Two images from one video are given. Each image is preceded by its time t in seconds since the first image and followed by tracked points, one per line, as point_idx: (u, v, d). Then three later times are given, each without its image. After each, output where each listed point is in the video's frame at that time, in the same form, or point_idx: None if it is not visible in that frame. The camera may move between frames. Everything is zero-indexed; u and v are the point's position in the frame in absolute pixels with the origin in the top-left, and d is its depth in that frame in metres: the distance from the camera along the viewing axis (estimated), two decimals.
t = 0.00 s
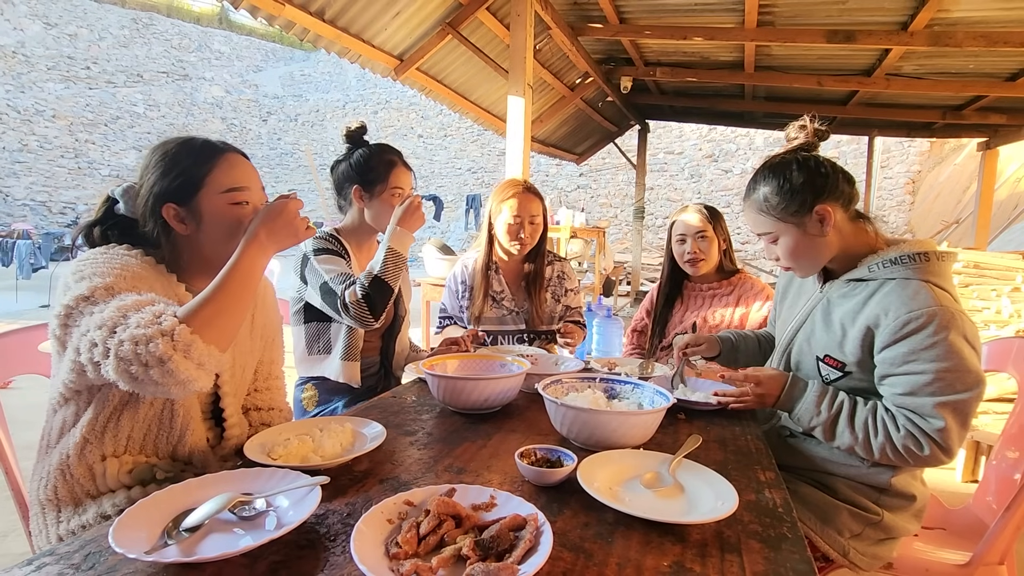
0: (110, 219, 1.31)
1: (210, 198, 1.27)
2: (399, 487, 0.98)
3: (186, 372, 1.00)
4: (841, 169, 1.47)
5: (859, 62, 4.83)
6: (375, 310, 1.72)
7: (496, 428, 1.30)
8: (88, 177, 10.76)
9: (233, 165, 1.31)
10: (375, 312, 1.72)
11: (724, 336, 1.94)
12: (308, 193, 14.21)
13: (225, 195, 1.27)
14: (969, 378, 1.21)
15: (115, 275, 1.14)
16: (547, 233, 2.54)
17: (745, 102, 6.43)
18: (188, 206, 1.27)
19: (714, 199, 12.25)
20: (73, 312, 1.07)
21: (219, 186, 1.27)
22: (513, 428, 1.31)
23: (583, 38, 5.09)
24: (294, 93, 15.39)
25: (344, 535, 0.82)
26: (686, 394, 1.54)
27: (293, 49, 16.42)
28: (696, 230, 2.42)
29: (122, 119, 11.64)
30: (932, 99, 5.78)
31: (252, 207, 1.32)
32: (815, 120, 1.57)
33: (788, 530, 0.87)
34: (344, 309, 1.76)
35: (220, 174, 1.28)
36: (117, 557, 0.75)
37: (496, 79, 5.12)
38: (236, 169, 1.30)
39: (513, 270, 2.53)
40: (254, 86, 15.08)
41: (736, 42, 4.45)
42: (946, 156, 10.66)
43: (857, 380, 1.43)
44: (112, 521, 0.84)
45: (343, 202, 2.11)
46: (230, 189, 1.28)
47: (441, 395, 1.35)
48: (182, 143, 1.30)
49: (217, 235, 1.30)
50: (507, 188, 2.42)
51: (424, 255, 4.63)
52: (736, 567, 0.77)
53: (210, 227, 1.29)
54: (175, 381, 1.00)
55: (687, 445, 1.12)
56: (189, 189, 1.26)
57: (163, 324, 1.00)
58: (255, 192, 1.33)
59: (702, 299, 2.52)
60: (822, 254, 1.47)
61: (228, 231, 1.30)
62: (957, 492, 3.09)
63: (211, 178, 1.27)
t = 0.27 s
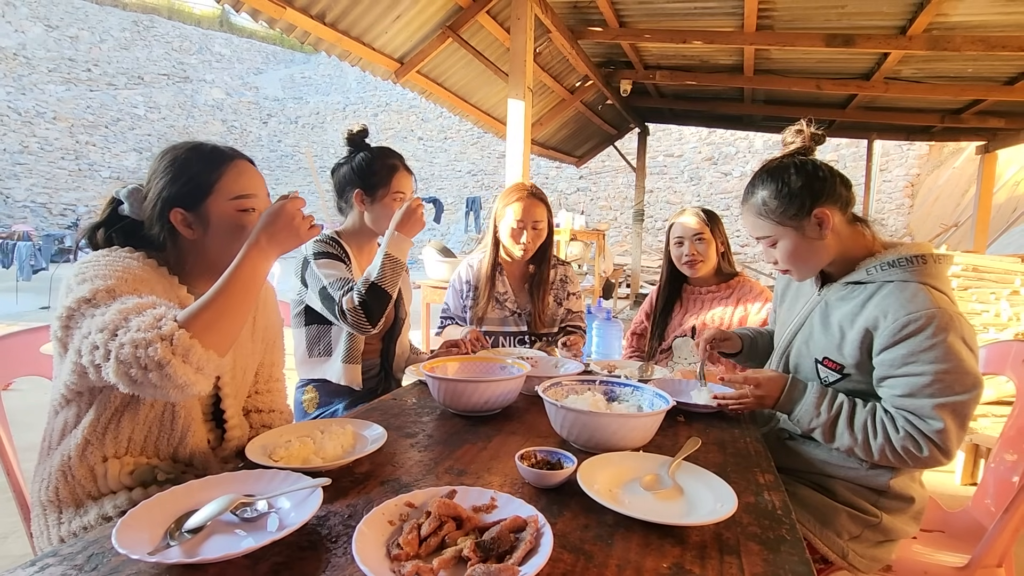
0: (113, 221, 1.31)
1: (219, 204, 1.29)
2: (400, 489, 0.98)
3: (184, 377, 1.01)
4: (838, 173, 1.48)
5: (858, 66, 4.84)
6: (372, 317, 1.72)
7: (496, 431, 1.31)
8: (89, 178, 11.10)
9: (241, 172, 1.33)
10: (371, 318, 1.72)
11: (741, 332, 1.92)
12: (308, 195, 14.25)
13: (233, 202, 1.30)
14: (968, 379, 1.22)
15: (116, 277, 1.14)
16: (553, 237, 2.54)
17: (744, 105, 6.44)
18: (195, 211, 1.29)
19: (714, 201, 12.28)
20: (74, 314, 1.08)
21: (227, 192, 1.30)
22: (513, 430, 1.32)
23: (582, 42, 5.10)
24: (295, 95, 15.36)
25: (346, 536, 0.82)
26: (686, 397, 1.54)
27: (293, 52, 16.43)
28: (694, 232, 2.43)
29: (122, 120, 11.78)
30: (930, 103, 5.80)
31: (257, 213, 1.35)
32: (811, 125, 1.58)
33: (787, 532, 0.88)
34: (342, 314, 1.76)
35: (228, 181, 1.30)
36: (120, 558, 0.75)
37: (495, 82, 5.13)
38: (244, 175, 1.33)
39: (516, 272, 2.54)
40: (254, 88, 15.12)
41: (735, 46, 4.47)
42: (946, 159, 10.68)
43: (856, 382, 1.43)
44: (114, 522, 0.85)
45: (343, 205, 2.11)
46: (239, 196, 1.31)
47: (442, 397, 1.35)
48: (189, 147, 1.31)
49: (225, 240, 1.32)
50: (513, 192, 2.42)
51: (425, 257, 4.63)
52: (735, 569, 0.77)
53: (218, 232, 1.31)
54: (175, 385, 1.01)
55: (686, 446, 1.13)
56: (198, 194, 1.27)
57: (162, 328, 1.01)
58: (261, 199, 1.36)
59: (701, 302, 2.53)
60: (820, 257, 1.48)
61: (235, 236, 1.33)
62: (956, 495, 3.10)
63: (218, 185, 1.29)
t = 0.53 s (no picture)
0: (115, 222, 1.32)
1: (222, 209, 1.29)
2: (399, 491, 0.98)
3: (182, 386, 1.01)
4: (834, 177, 1.49)
5: (855, 70, 4.86)
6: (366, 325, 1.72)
7: (495, 433, 1.31)
8: (89, 180, 11.14)
9: (245, 176, 1.33)
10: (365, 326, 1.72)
11: (736, 347, 1.93)
12: (308, 197, 14.27)
13: (236, 206, 1.31)
14: (964, 383, 1.22)
15: (116, 281, 1.15)
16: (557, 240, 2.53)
17: (743, 109, 6.45)
18: (198, 214, 1.29)
19: (713, 204, 12.30)
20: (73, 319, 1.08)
21: (231, 197, 1.30)
22: (512, 432, 1.32)
23: (581, 45, 5.11)
24: (295, 97, 15.31)
25: (345, 539, 0.82)
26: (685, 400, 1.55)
27: (293, 54, 16.48)
28: (686, 238, 2.44)
29: (122, 122, 11.81)
30: (928, 106, 5.82)
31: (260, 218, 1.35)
32: (807, 129, 1.59)
33: (785, 534, 0.88)
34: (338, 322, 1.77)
35: (232, 186, 1.30)
36: (119, 560, 0.75)
37: (495, 85, 5.14)
38: (247, 180, 1.33)
39: (519, 273, 2.53)
40: (254, 90, 15.14)
41: (734, 50, 4.48)
42: (944, 162, 10.71)
43: (853, 386, 1.44)
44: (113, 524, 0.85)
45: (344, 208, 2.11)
46: (242, 201, 1.31)
47: (441, 399, 1.35)
48: (193, 151, 1.31)
49: (227, 244, 1.33)
50: (518, 192, 2.42)
51: (424, 259, 4.64)
52: (733, 571, 0.77)
53: (220, 236, 1.31)
54: (173, 394, 1.01)
55: (685, 449, 1.13)
56: (202, 198, 1.28)
57: (161, 337, 1.01)
58: (263, 203, 1.37)
59: (698, 305, 2.53)
60: (816, 261, 1.48)
61: (237, 240, 1.33)
62: (954, 498, 3.10)
63: (222, 189, 1.29)
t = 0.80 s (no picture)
0: (116, 221, 1.31)
1: (223, 208, 1.29)
2: (399, 492, 0.98)
3: (182, 389, 1.00)
4: (832, 179, 1.49)
5: (855, 72, 4.87)
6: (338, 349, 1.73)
7: (495, 434, 1.30)
8: (88, 179, 11.12)
9: (247, 176, 1.33)
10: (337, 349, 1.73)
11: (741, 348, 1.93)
12: (307, 197, 14.27)
13: (239, 205, 1.30)
14: (963, 383, 1.22)
15: (116, 282, 1.14)
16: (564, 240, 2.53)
17: (743, 110, 6.45)
18: (200, 213, 1.29)
19: (712, 205, 12.31)
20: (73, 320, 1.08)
21: (233, 197, 1.30)
22: (512, 433, 1.32)
23: (581, 45, 5.11)
24: (294, 98, 15.26)
25: (344, 540, 0.82)
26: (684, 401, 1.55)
27: (293, 54, 16.22)
28: (677, 243, 2.44)
29: (121, 122, 11.79)
30: (928, 108, 5.82)
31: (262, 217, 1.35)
32: (805, 131, 1.59)
33: (785, 536, 0.88)
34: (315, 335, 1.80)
35: (234, 186, 1.30)
36: (118, 561, 0.75)
37: (495, 85, 5.13)
38: (249, 180, 1.33)
39: (524, 273, 2.53)
40: (254, 90, 15.13)
41: (734, 51, 4.48)
42: (943, 164, 10.72)
43: (852, 386, 1.44)
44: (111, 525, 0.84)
45: (347, 207, 2.11)
46: (244, 200, 1.31)
47: (440, 400, 1.35)
48: (196, 150, 1.31)
49: (228, 244, 1.32)
50: (525, 189, 2.43)
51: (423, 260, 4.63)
52: (734, 573, 0.77)
53: (221, 236, 1.31)
54: (173, 396, 1.01)
55: (685, 450, 1.13)
56: (203, 198, 1.28)
57: (162, 340, 1.01)
58: (265, 203, 1.37)
59: (695, 307, 2.53)
60: (815, 262, 1.48)
61: (238, 241, 1.33)
62: (953, 500, 3.10)
63: (224, 189, 1.29)
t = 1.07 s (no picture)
0: (115, 221, 1.31)
1: (222, 208, 1.28)
2: (397, 493, 0.98)
3: (180, 392, 1.00)
4: (831, 181, 1.49)
5: (854, 73, 4.88)
6: (318, 359, 1.70)
7: (494, 435, 1.30)
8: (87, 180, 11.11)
9: (246, 176, 1.33)
10: (316, 359, 1.70)
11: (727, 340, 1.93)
12: (306, 198, 14.27)
13: (238, 206, 1.30)
14: (962, 385, 1.22)
15: (115, 284, 1.14)
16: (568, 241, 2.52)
17: (742, 112, 6.46)
18: (199, 213, 1.29)
19: (711, 207, 12.32)
20: (72, 322, 1.07)
21: (232, 197, 1.30)
22: (511, 434, 1.31)
23: (581, 46, 5.11)
24: (293, 98, 15.29)
25: (343, 541, 0.82)
26: (683, 402, 1.54)
27: (292, 55, 16.42)
28: (677, 244, 2.44)
29: (120, 122, 11.80)
30: (926, 110, 5.83)
31: (261, 217, 1.35)
32: (804, 133, 1.59)
33: (785, 537, 0.88)
34: (303, 333, 1.77)
35: (233, 186, 1.30)
36: (115, 562, 0.74)
37: (495, 86, 5.14)
38: (248, 180, 1.33)
39: (530, 272, 2.51)
40: (253, 91, 15.12)
41: (734, 53, 4.49)
42: (942, 166, 10.74)
43: (851, 388, 1.44)
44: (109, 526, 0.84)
45: (349, 206, 2.13)
46: (243, 201, 1.31)
47: (439, 401, 1.35)
48: (195, 149, 1.31)
49: (227, 244, 1.32)
50: (528, 186, 2.44)
51: (423, 261, 4.62)
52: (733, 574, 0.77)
53: (220, 236, 1.31)
54: (171, 399, 1.01)
55: (685, 451, 1.13)
56: (203, 198, 1.27)
57: (161, 343, 1.01)
58: (264, 203, 1.36)
59: (694, 307, 2.54)
60: (814, 263, 1.48)
61: (237, 241, 1.32)
62: (952, 501, 3.10)
63: (223, 190, 1.29)
